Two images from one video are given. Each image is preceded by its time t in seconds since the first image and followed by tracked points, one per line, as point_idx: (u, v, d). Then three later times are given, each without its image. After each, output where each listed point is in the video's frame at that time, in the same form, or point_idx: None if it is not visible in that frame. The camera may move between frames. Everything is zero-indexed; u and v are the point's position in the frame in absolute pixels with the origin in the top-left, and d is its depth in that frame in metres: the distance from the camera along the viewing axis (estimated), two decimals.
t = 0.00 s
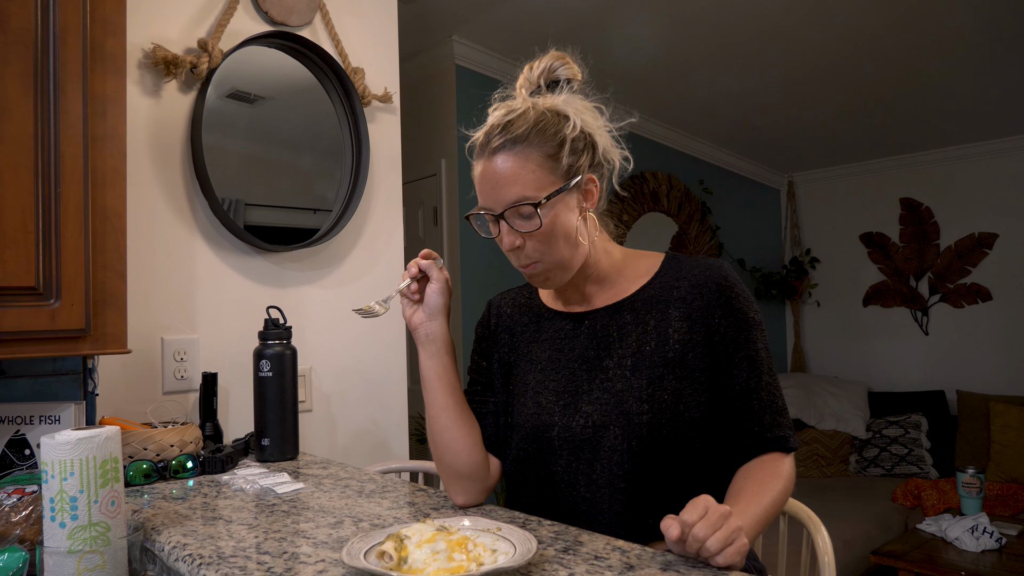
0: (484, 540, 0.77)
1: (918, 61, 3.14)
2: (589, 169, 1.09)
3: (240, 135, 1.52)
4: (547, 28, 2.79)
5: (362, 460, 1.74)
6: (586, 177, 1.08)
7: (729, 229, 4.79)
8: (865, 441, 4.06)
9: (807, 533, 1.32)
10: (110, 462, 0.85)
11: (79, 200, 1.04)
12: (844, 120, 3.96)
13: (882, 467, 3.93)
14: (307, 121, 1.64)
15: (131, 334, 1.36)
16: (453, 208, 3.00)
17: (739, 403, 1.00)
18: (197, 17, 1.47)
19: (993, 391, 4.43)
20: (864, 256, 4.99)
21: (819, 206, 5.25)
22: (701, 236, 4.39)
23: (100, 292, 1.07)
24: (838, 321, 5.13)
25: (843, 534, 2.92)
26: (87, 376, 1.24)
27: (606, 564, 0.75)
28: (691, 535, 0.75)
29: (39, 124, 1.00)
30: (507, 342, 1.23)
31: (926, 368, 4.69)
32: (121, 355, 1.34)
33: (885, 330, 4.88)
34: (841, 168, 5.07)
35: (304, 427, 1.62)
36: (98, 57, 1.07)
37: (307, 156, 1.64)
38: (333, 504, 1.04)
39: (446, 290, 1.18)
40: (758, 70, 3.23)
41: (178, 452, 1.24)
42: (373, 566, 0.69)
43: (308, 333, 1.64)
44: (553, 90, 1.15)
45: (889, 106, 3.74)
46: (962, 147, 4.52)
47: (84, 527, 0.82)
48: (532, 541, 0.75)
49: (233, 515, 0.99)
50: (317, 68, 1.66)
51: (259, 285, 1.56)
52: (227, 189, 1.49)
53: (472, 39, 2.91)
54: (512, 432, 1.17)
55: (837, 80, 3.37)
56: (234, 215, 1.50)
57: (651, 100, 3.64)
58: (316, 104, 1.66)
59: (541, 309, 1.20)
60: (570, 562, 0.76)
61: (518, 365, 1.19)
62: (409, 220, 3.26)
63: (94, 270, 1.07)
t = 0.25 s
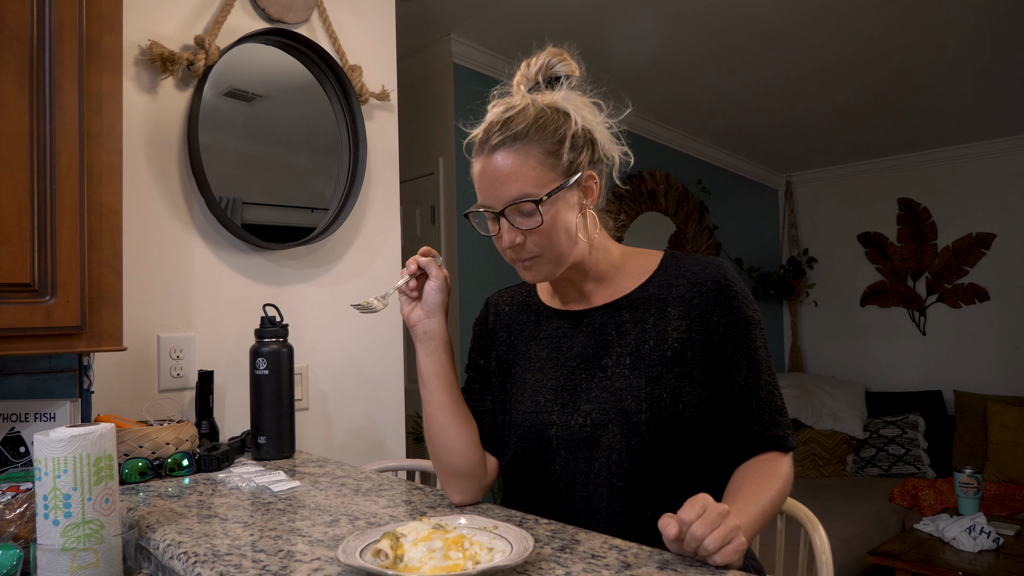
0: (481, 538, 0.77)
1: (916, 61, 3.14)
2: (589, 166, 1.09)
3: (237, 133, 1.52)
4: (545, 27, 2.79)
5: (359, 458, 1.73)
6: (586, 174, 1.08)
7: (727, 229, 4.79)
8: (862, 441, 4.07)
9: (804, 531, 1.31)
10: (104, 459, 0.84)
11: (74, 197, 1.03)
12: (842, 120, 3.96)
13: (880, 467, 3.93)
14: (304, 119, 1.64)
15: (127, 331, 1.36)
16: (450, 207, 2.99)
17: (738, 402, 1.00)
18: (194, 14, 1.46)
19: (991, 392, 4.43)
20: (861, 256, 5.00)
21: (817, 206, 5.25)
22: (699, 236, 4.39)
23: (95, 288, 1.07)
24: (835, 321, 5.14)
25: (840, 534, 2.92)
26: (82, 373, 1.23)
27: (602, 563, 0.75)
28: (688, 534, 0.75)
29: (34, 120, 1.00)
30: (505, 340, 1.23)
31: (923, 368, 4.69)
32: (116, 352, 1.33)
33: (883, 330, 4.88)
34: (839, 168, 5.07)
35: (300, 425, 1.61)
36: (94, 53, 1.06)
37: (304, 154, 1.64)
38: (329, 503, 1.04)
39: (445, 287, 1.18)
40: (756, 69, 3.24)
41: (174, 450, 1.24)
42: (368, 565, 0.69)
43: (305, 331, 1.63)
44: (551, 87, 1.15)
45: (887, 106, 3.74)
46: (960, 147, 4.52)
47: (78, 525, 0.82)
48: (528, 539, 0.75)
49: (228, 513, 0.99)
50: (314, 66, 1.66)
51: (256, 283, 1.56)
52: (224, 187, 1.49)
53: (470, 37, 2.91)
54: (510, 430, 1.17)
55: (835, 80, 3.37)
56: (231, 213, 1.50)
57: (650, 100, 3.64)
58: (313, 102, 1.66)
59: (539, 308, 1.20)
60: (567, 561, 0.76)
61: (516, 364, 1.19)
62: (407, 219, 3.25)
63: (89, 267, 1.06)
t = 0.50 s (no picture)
0: (478, 539, 0.77)
1: (914, 62, 3.14)
2: (590, 164, 1.09)
3: (235, 133, 1.51)
4: (544, 27, 2.79)
5: (357, 459, 1.73)
6: (587, 172, 1.07)
7: (725, 230, 4.79)
8: (861, 442, 4.07)
9: (804, 532, 1.31)
10: (99, 461, 0.84)
11: (71, 196, 1.03)
12: (841, 120, 3.96)
13: (878, 468, 3.93)
14: (302, 119, 1.63)
15: (124, 332, 1.35)
16: (448, 207, 2.99)
17: (736, 403, 1.00)
18: (192, 13, 1.46)
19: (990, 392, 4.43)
20: (860, 257, 5.00)
21: (815, 207, 5.25)
22: (697, 237, 4.39)
23: (92, 288, 1.06)
24: (834, 322, 5.14)
25: (839, 535, 2.92)
26: (79, 374, 1.23)
27: (601, 564, 0.75)
28: (688, 535, 0.75)
29: (31, 119, 0.99)
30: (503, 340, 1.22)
31: (922, 368, 4.70)
32: (113, 353, 1.33)
33: (881, 331, 4.88)
34: (837, 169, 5.07)
35: (297, 426, 1.61)
36: (91, 52, 1.06)
37: (303, 155, 1.63)
38: (326, 504, 1.03)
39: (444, 288, 1.17)
40: (755, 70, 3.24)
41: (171, 451, 1.23)
42: (366, 566, 0.68)
43: (302, 331, 1.63)
44: (553, 85, 1.15)
45: (885, 107, 3.74)
46: (958, 148, 4.53)
47: (73, 526, 0.81)
48: (527, 540, 0.75)
49: (225, 514, 0.98)
50: (313, 65, 1.65)
51: (254, 283, 1.55)
52: (222, 187, 1.48)
53: (468, 38, 2.90)
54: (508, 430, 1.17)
55: (834, 81, 3.37)
56: (229, 213, 1.49)
57: (648, 101, 3.64)
58: (312, 102, 1.65)
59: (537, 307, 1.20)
60: (565, 562, 0.76)
61: (515, 364, 1.19)
62: (405, 219, 3.25)
63: (86, 267, 1.06)
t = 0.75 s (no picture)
0: (476, 541, 0.77)
1: (912, 64, 3.15)
2: (586, 167, 1.09)
3: (232, 134, 1.51)
4: (542, 28, 2.79)
5: (355, 460, 1.73)
6: (583, 175, 1.07)
7: (723, 231, 4.80)
8: (859, 443, 4.07)
9: (801, 533, 1.30)
10: (95, 462, 0.84)
11: (68, 197, 1.03)
12: (839, 121, 3.97)
13: (876, 470, 3.94)
14: (300, 120, 1.63)
15: (120, 333, 1.35)
16: (446, 208, 2.99)
17: (734, 404, 1.00)
18: (189, 14, 1.46)
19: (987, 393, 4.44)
20: (858, 258, 5.01)
21: (813, 208, 5.26)
22: (695, 238, 4.40)
23: (88, 288, 1.06)
24: (832, 323, 5.14)
25: (837, 536, 2.92)
26: (76, 375, 1.23)
27: (599, 566, 0.75)
28: (686, 537, 0.75)
29: (27, 120, 0.99)
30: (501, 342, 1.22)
31: (919, 370, 4.70)
32: (110, 354, 1.33)
33: (879, 332, 4.89)
34: (835, 170, 5.08)
35: (295, 427, 1.60)
36: (88, 53, 1.06)
37: (300, 155, 1.63)
38: (323, 505, 1.03)
39: (443, 289, 1.17)
40: (753, 71, 3.24)
41: (168, 452, 1.22)
42: (362, 568, 0.68)
43: (300, 332, 1.63)
44: (549, 88, 1.15)
45: (883, 109, 3.75)
46: (956, 149, 4.54)
47: (69, 528, 0.81)
48: (524, 542, 0.75)
49: (222, 515, 0.98)
50: (310, 66, 1.65)
51: (251, 284, 1.55)
52: (219, 188, 1.48)
53: (466, 39, 2.90)
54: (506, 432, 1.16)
55: (832, 82, 3.38)
56: (227, 214, 1.49)
57: (646, 102, 3.64)
58: (310, 103, 1.65)
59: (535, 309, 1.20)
60: (563, 563, 0.76)
61: (513, 366, 1.19)
62: (403, 219, 3.24)
63: (83, 268, 1.06)
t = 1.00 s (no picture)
0: (473, 545, 0.77)
1: (909, 68, 3.16)
2: (589, 166, 1.09)
3: (231, 137, 1.51)
4: (541, 31, 2.79)
5: (353, 464, 1.73)
6: (586, 173, 1.07)
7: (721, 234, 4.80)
8: (857, 446, 4.07)
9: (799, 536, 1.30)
10: (93, 465, 0.84)
11: (66, 201, 1.03)
12: (837, 125, 3.98)
13: (875, 473, 3.95)
14: (299, 123, 1.64)
15: (118, 336, 1.35)
16: (445, 211, 2.99)
17: (732, 408, 1.00)
18: (187, 18, 1.46)
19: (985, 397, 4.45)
20: (856, 261, 5.02)
21: (811, 211, 5.27)
22: (694, 241, 4.41)
23: (86, 292, 1.06)
24: (830, 327, 5.15)
25: (836, 540, 2.92)
26: (73, 378, 1.23)
27: (596, 569, 0.75)
28: (685, 541, 0.75)
29: (26, 124, 0.99)
30: (500, 345, 1.22)
31: (917, 373, 4.71)
32: (108, 357, 1.32)
33: (877, 335, 4.89)
34: (833, 174, 5.09)
35: (293, 431, 1.60)
36: (87, 57, 1.06)
37: (298, 159, 1.63)
38: (321, 509, 1.03)
39: (442, 292, 1.17)
40: (751, 75, 3.25)
41: (165, 455, 1.22)
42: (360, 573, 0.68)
43: (298, 336, 1.63)
44: (555, 87, 1.15)
45: (881, 112, 3.76)
46: (953, 153, 4.55)
47: (67, 531, 0.81)
48: (522, 546, 0.74)
49: (220, 519, 0.98)
50: (309, 69, 1.66)
51: (249, 287, 1.55)
52: (217, 191, 1.48)
53: (465, 42, 2.91)
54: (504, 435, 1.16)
55: (830, 86, 3.39)
56: (225, 217, 1.49)
57: (645, 105, 3.65)
58: (308, 106, 1.65)
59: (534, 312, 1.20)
60: (561, 567, 0.76)
61: (512, 368, 1.19)
62: (401, 223, 3.24)
63: (81, 271, 1.06)
